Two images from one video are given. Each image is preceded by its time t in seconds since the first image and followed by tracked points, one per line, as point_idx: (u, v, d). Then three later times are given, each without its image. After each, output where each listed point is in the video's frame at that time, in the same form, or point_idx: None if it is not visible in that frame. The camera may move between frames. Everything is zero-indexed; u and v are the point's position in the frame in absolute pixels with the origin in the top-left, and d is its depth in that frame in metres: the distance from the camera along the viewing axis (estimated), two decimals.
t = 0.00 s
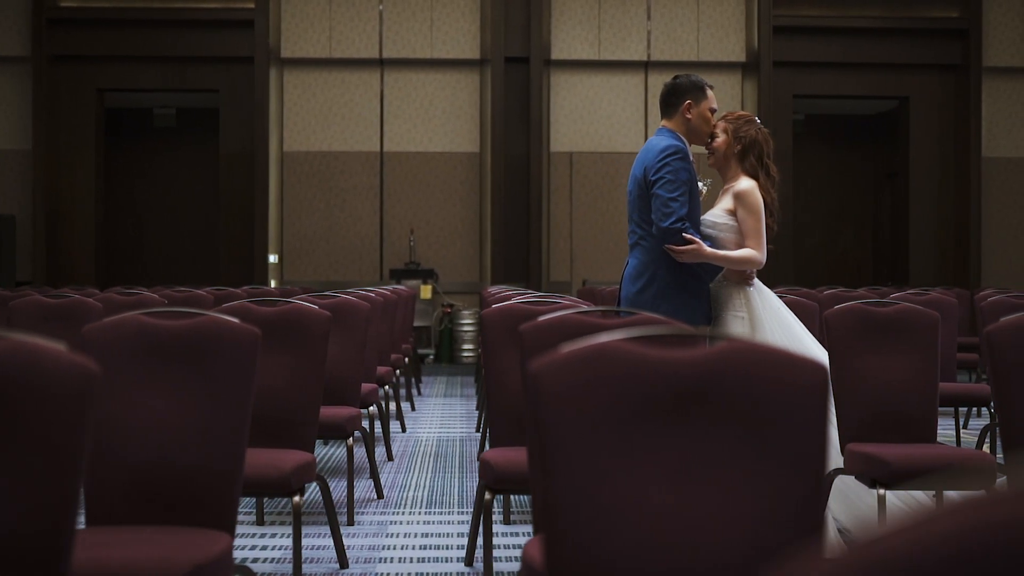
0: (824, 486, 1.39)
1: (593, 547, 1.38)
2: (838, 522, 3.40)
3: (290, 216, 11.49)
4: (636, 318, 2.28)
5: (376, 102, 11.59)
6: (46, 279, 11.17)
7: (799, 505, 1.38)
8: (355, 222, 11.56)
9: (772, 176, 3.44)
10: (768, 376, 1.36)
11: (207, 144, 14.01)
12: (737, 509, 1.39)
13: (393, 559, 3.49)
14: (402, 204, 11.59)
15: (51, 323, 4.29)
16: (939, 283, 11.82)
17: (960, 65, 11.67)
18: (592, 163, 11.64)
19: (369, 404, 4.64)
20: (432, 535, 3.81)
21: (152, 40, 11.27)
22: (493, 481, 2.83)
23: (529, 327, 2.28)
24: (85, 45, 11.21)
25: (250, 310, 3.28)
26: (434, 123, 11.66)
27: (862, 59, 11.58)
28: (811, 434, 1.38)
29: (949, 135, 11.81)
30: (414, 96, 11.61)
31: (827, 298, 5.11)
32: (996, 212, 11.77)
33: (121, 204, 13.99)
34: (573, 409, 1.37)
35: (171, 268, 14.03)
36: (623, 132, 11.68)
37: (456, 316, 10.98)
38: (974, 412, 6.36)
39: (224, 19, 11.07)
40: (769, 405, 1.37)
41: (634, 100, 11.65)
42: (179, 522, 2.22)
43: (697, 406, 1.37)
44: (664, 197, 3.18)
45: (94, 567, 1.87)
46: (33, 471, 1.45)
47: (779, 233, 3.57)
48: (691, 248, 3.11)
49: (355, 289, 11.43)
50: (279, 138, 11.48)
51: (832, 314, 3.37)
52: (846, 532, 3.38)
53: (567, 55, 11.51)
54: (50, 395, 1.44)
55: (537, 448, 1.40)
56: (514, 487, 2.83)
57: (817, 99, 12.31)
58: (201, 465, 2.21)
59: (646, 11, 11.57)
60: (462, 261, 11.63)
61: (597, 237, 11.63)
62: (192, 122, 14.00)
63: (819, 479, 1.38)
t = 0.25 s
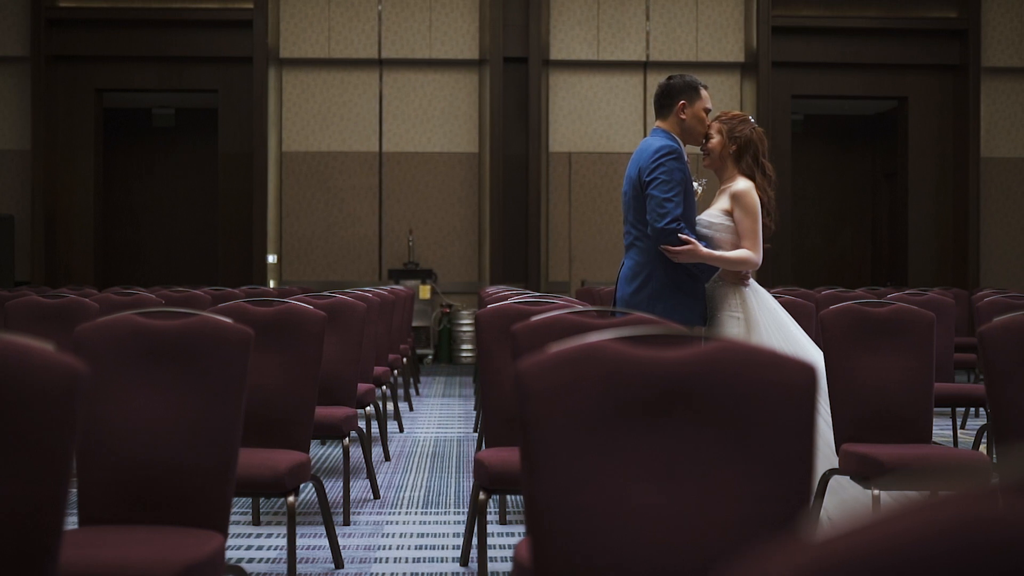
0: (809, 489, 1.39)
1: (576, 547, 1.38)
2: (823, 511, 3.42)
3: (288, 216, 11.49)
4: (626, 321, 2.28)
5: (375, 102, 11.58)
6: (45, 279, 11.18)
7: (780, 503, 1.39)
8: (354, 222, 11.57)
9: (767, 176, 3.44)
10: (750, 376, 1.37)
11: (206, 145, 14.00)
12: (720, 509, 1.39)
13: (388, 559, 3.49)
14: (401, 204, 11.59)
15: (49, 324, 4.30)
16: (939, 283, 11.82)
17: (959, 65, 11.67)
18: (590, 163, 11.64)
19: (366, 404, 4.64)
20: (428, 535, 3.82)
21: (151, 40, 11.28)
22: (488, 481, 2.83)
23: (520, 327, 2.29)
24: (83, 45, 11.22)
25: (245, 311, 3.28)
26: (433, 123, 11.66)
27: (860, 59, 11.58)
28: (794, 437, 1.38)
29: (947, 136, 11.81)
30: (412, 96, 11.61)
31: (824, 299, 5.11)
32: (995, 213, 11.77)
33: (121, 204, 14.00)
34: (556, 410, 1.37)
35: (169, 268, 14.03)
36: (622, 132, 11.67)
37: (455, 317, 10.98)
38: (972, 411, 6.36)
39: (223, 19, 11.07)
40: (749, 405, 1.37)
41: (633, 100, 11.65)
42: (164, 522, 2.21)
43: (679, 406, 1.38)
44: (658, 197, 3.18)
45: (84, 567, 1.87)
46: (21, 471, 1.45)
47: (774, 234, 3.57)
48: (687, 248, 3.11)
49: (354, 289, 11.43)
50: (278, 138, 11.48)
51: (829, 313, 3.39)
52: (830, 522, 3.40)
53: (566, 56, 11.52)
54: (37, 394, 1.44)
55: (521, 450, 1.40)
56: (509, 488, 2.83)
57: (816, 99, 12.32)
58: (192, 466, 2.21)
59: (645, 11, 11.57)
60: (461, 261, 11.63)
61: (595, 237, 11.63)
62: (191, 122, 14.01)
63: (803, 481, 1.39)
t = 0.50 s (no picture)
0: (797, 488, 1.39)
1: (565, 547, 1.38)
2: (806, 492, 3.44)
3: (287, 216, 11.49)
4: (618, 321, 2.27)
5: (373, 102, 11.58)
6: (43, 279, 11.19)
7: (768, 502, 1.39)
8: (352, 222, 11.57)
9: (761, 176, 3.44)
10: (738, 375, 1.37)
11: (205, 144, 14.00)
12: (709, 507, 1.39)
13: (383, 559, 3.49)
14: (399, 205, 11.59)
15: (45, 324, 4.30)
16: (937, 283, 11.82)
17: (957, 66, 11.67)
18: (589, 163, 11.64)
19: (362, 404, 4.64)
20: (423, 535, 3.82)
21: (149, 41, 11.28)
22: (482, 481, 2.83)
23: (512, 328, 2.29)
24: (82, 45, 11.22)
25: (239, 311, 3.28)
26: (431, 123, 11.66)
27: (859, 60, 11.58)
28: (784, 436, 1.38)
29: (946, 136, 11.81)
30: (410, 97, 11.61)
31: (821, 299, 5.11)
32: (993, 213, 11.77)
33: (119, 204, 14.00)
34: (544, 410, 1.36)
35: (167, 268, 14.04)
36: (620, 133, 11.67)
37: (453, 317, 10.98)
38: (969, 411, 6.36)
39: (221, 19, 11.08)
40: (737, 404, 1.38)
41: (631, 100, 11.65)
42: (165, 522, 2.21)
43: (668, 406, 1.38)
44: (652, 197, 3.18)
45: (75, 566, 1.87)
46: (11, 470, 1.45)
47: (769, 234, 3.57)
48: (681, 248, 3.11)
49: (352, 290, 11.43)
50: (277, 139, 11.49)
51: (824, 313, 3.37)
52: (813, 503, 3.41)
53: (564, 56, 11.52)
54: (27, 393, 1.44)
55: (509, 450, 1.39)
56: (502, 488, 2.83)
57: (814, 100, 12.32)
58: (186, 465, 2.21)
59: (644, 11, 11.57)
60: (460, 262, 11.63)
61: (593, 237, 11.63)
62: (190, 122, 14.01)
63: (793, 480, 1.39)
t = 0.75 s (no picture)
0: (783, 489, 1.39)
1: (551, 549, 1.37)
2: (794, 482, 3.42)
3: (284, 216, 11.49)
4: (609, 321, 2.27)
5: (371, 102, 11.59)
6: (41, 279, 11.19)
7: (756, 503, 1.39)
8: (350, 222, 11.57)
9: (755, 176, 3.44)
10: (724, 376, 1.37)
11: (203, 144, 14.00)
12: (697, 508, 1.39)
13: (377, 559, 3.49)
14: (397, 205, 11.60)
15: (39, 324, 4.30)
16: (935, 283, 11.83)
17: (955, 66, 11.68)
18: (587, 163, 11.65)
19: (358, 405, 4.64)
20: (418, 535, 3.82)
21: (147, 41, 11.27)
22: (475, 481, 2.84)
23: (504, 328, 2.29)
24: (79, 45, 11.21)
25: (233, 311, 3.28)
26: (429, 123, 11.67)
27: (857, 60, 11.58)
28: (772, 437, 1.39)
29: (944, 137, 11.82)
30: (408, 97, 11.62)
31: (816, 299, 5.11)
32: (991, 213, 11.79)
33: (117, 205, 14.00)
34: (530, 411, 1.36)
35: (165, 268, 14.04)
36: (618, 133, 11.68)
37: (451, 317, 10.98)
38: (965, 411, 6.37)
39: (219, 19, 11.08)
40: (724, 405, 1.38)
41: (629, 100, 11.65)
42: (162, 521, 2.21)
43: (655, 407, 1.38)
44: (645, 198, 3.18)
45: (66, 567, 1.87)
46: None
47: (762, 234, 3.57)
48: (674, 249, 3.12)
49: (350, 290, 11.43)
50: (275, 139, 11.49)
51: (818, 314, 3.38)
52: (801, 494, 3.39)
53: (562, 56, 11.52)
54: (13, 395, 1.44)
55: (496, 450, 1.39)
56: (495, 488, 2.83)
57: (812, 100, 12.33)
58: (178, 466, 2.21)
59: (641, 11, 11.57)
60: (458, 262, 11.64)
61: (591, 238, 11.63)
62: (188, 122, 14.01)
63: (780, 481, 1.39)
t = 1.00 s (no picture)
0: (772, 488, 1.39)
1: (539, 548, 1.36)
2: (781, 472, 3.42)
3: (283, 216, 11.49)
4: (603, 321, 2.27)
5: (370, 102, 11.58)
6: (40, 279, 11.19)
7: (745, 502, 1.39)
8: (349, 222, 11.56)
9: (750, 176, 3.44)
10: (713, 375, 1.37)
11: (201, 144, 13.99)
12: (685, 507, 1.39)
13: (372, 558, 3.49)
14: (395, 205, 11.60)
15: (35, 324, 4.30)
16: (933, 283, 11.82)
17: (954, 66, 11.67)
18: (585, 163, 11.65)
19: (354, 404, 4.64)
20: (413, 535, 3.82)
21: (145, 41, 11.27)
22: (468, 482, 2.84)
23: (498, 327, 2.28)
24: (77, 45, 11.20)
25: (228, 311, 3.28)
26: (427, 123, 11.67)
27: (855, 60, 11.58)
28: (761, 437, 1.39)
29: (942, 136, 11.81)
30: (406, 96, 11.62)
31: (813, 299, 5.12)
32: (989, 213, 11.78)
33: (116, 205, 14.01)
34: (518, 409, 1.35)
35: (163, 268, 14.04)
36: (616, 132, 11.68)
37: (449, 317, 10.98)
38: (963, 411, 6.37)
39: (217, 19, 11.08)
40: (713, 404, 1.38)
41: (627, 100, 11.65)
42: (157, 521, 2.21)
43: (645, 406, 1.38)
44: (640, 198, 3.19)
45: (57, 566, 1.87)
46: None
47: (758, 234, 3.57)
48: (668, 248, 3.12)
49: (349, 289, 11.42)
50: (273, 139, 11.49)
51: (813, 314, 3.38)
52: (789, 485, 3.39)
53: (560, 56, 11.52)
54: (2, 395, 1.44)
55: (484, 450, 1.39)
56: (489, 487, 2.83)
57: (811, 100, 12.33)
58: (171, 466, 2.21)
59: (640, 11, 11.57)
60: (456, 262, 11.64)
61: (589, 238, 11.63)
62: (186, 122, 14.00)
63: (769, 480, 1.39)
